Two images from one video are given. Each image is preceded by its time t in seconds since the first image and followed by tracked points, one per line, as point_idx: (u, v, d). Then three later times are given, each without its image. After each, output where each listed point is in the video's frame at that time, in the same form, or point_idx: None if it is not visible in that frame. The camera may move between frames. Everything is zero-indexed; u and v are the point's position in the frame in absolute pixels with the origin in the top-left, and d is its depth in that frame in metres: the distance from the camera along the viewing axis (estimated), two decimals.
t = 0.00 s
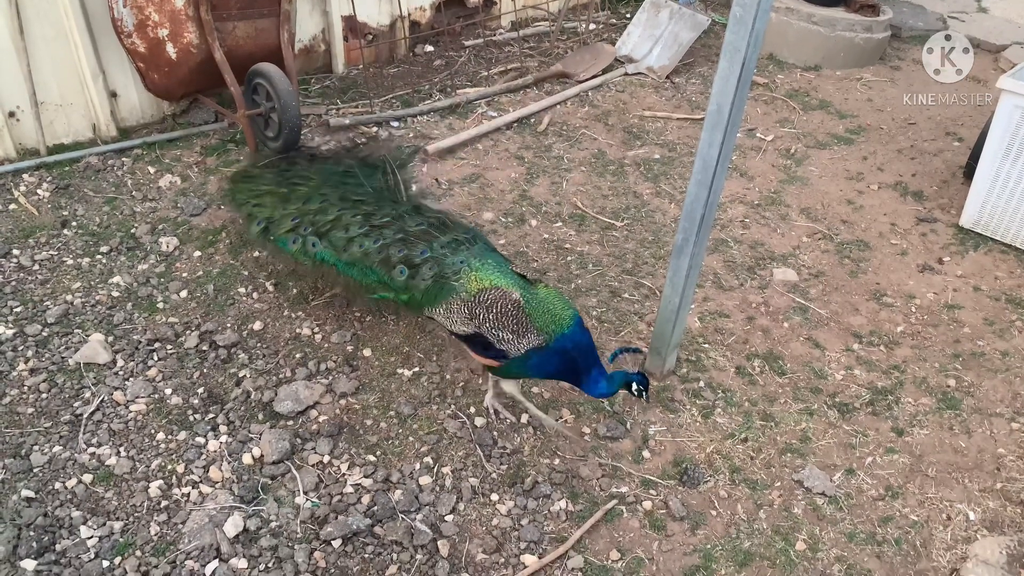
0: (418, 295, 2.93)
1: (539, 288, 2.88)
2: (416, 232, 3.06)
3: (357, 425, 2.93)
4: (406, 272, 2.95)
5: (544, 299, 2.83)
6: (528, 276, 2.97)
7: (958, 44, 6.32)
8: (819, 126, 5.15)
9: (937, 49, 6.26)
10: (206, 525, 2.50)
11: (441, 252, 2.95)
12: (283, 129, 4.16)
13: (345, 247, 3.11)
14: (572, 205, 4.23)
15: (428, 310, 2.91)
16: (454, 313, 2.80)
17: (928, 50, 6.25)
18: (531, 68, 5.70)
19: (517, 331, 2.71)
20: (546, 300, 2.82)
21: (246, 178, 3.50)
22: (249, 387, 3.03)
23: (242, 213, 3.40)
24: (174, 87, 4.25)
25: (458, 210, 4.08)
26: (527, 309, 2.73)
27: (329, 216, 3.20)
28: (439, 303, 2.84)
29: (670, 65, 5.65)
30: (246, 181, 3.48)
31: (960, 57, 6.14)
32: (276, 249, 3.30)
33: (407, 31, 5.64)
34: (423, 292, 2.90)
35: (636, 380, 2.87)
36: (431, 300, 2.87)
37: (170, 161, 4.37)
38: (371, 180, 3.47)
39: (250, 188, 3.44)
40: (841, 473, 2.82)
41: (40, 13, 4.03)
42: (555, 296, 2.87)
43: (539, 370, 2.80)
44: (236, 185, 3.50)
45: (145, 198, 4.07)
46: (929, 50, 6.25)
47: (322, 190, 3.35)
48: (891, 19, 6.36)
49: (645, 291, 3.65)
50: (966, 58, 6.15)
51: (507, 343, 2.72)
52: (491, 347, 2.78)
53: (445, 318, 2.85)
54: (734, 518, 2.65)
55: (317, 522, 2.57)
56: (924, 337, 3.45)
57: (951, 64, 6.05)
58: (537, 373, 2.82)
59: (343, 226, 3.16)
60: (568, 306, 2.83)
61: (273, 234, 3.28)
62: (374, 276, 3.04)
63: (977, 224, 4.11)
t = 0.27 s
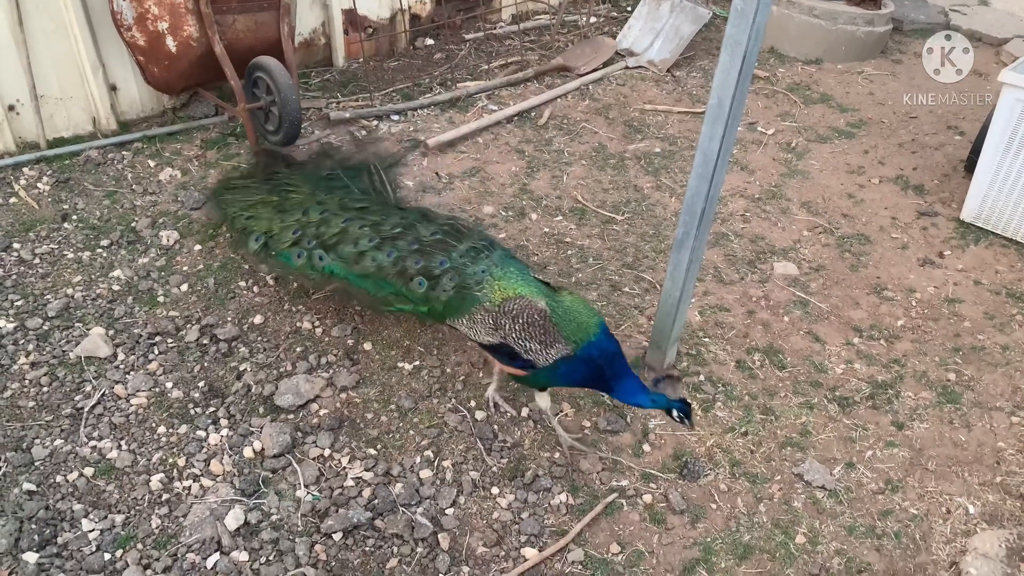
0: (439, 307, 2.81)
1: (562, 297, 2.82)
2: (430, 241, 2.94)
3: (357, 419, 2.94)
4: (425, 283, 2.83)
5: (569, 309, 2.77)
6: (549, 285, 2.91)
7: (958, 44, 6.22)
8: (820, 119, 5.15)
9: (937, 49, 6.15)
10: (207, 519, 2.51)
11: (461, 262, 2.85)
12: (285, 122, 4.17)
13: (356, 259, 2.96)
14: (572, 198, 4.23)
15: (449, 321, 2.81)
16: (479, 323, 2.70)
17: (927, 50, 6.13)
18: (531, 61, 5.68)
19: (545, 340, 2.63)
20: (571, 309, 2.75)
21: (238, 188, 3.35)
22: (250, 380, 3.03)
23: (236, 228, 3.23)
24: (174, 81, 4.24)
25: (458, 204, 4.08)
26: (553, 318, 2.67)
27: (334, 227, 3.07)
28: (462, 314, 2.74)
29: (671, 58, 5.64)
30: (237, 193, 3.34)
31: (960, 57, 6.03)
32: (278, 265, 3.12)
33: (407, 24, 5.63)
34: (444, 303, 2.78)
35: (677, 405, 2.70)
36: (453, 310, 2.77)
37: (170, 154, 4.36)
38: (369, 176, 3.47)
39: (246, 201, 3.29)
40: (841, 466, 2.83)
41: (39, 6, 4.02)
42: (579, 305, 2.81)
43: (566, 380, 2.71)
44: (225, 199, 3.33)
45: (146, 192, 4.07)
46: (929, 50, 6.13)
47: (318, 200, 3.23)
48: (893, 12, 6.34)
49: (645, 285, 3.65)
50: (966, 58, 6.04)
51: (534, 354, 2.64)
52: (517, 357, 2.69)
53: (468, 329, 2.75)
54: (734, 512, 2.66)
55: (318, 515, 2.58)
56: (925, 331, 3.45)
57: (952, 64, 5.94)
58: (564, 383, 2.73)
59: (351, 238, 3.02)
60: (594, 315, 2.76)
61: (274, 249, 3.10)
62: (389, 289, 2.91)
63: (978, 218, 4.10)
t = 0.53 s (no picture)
0: (476, 317, 2.74)
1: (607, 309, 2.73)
2: (467, 248, 2.84)
3: (358, 412, 2.94)
4: (461, 291, 2.76)
5: (613, 321, 2.68)
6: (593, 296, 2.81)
7: (958, 44, 6.11)
8: (821, 114, 5.14)
9: (937, 49, 6.05)
10: (208, 512, 2.51)
11: (500, 270, 2.76)
12: (284, 116, 4.17)
13: (387, 266, 2.88)
14: (572, 192, 4.23)
15: (487, 331, 2.73)
16: (519, 334, 2.61)
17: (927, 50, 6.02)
18: (532, 55, 5.67)
19: (588, 354, 2.54)
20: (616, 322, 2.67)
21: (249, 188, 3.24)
22: (250, 374, 3.03)
23: (251, 230, 3.09)
24: (174, 74, 4.24)
25: (458, 198, 4.08)
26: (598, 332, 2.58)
27: (362, 231, 2.96)
28: (501, 324, 2.66)
29: (671, 52, 5.63)
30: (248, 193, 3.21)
31: (960, 57, 5.91)
32: (300, 271, 3.01)
33: (407, 17, 5.62)
34: (482, 313, 2.71)
35: (694, 411, 2.66)
36: (491, 320, 2.70)
37: (170, 148, 4.36)
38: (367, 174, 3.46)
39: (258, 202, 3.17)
40: (841, 460, 2.83)
41: None
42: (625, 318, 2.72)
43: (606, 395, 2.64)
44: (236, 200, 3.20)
45: (146, 186, 4.06)
46: (929, 51, 6.02)
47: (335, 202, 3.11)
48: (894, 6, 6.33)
49: (646, 279, 3.65)
50: (966, 58, 5.92)
51: (576, 367, 2.55)
52: (557, 370, 2.60)
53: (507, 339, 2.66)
54: (734, 505, 2.66)
55: (318, 509, 2.58)
56: (925, 326, 3.45)
57: (952, 64, 5.83)
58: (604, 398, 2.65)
59: (383, 243, 2.92)
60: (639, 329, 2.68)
61: (296, 254, 2.99)
62: (422, 298, 2.84)
63: (978, 212, 4.10)
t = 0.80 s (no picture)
0: (494, 326, 2.72)
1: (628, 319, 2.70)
2: (486, 255, 2.81)
3: (357, 408, 2.94)
4: (480, 300, 2.74)
5: (634, 329, 2.66)
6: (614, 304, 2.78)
7: (958, 44, 6.05)
8: (821, 109, 5.13)
9: (937, 49, 5.98)
10: (208, 508, 2.52)
11: (520, 278, 2.73)
12: (284, 111, 4.16)
13: (403, 273, 2.84)
14: (572, 188, 4.22)
15: (506, 340, 2.72)
16: (539, 344, 2.61)
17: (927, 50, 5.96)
18: (531, 50, 5.66)
19: (610, 364, 2.54)
20: (638, 332, 2.64)
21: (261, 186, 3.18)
22: (250, 370, 3.03)
23: (264, 230, 3.06)
24: (174, 70, 4.23)
25: (458, 194, 4.07)
26: (619, 342, 2.56)
27: (376, 235, 2.95)
28: (521, 333, 2.65)
29: (672, 48, 5.62)
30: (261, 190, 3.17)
31: (959, 57, 5.85)
32: (314, 275, 3.00)
33: (407, 13, 5.61)
34: (501, 322, 2.69)
35: (727, 427, 2.65)
36: (509, 329, 2.68)
37: (170, 144, 4.35)
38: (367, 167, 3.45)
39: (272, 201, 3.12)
40: (840, 456, 2.83)
41: None
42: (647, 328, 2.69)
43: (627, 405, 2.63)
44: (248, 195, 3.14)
45: (145, 181, 4.06)
46: (929, 50, 5.96)
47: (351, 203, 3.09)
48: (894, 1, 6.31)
49: (645, 276, 3.65)
50: (966, 58, 5.86)
51: (597, 377, 2.55)
52: (578, 379, 2.60)
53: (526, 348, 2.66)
54: (733, 501, 2.67)
55: (318, 504, 2.59)
56: (925, 322, 3.45)
57: (951, 64, 5.78)
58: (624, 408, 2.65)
59: (399, 248, 2.89)
60: (660, 340, 2.65)
61: (310, 257, 2.98)
62: (439, 305, 2.81)
63: (978, 209, 4.10)
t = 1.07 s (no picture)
0: (517, 330, 2.66)
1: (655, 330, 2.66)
2: (510, 259, 2.75)
3: (357, 404, 2.94)
4: (504, 303, 2.67)
5: (662, 339, 2.61)
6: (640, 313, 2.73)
7: (958, 44, 6.00)
8: (821, 106, 5.13)
9: (937, 49, 5.94)
10: (208, 503, 2.52)
11: (546, 282, 2.67)
12: (284, 108, 4.16)
13: (424, 276, 2.79)
14: (572, 184, 4.22)
15: (529, 344, 2.66)
16: (564, 350, 2.56)
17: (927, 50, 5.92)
18: (531, 46, 5.66)
19: (637, 373, 2.49)
20: (666, 343, 2.60)
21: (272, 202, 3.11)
22: (250, 366, 3.04)
23: (279, 245, 2.99)
24: (173, 66, 4.22)
25: (458, 190, 4.07)
26: (648, 352, 2.52)
27: (397, 240, 2.88)
28: (546, 338, 2.59)
29: (672, 44, 5.61)
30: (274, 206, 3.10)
31: (959, 58, 5.81)
32: (331, 284, 2.92)
33: (407, 8, 5.60)
34: (524, 327, 2.63)
35: (750, 405, 2.43)
36: (533, 334, 2.63)
37: (169, 139, 4.35)
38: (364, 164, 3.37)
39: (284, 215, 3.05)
40: (839, 452, 2.84)
41: None
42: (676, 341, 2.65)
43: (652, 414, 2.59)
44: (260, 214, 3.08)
45: (145, 177, 4.06)
46: (929, 50, 5.92)
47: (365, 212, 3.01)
48: None
49: (645, 272, 3.65)
50: (966, 58, 5.81)
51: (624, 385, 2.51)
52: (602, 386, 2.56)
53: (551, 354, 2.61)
54: (732, 497, 2.67)
55: (318, 500, 2.59)
56: (924, 318, 3.45)
57: (951, 64, 5.73)
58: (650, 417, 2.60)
59: (420, 251, 2.82)
60: (688, 352, 2.61)
61: (327, 264, 2.92)
62: (461, 308, 2.74)
63: (978, 205, 4.09)
